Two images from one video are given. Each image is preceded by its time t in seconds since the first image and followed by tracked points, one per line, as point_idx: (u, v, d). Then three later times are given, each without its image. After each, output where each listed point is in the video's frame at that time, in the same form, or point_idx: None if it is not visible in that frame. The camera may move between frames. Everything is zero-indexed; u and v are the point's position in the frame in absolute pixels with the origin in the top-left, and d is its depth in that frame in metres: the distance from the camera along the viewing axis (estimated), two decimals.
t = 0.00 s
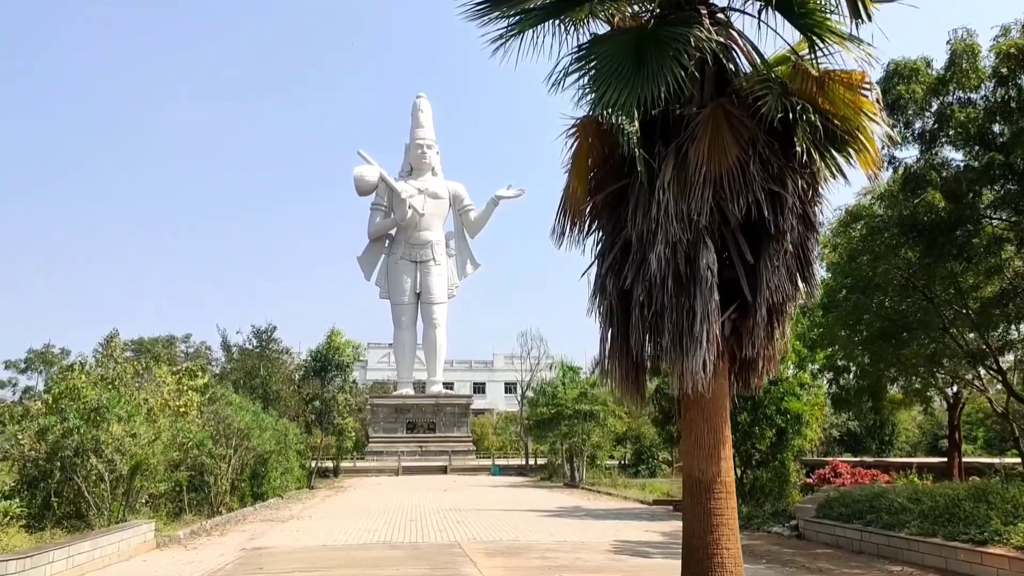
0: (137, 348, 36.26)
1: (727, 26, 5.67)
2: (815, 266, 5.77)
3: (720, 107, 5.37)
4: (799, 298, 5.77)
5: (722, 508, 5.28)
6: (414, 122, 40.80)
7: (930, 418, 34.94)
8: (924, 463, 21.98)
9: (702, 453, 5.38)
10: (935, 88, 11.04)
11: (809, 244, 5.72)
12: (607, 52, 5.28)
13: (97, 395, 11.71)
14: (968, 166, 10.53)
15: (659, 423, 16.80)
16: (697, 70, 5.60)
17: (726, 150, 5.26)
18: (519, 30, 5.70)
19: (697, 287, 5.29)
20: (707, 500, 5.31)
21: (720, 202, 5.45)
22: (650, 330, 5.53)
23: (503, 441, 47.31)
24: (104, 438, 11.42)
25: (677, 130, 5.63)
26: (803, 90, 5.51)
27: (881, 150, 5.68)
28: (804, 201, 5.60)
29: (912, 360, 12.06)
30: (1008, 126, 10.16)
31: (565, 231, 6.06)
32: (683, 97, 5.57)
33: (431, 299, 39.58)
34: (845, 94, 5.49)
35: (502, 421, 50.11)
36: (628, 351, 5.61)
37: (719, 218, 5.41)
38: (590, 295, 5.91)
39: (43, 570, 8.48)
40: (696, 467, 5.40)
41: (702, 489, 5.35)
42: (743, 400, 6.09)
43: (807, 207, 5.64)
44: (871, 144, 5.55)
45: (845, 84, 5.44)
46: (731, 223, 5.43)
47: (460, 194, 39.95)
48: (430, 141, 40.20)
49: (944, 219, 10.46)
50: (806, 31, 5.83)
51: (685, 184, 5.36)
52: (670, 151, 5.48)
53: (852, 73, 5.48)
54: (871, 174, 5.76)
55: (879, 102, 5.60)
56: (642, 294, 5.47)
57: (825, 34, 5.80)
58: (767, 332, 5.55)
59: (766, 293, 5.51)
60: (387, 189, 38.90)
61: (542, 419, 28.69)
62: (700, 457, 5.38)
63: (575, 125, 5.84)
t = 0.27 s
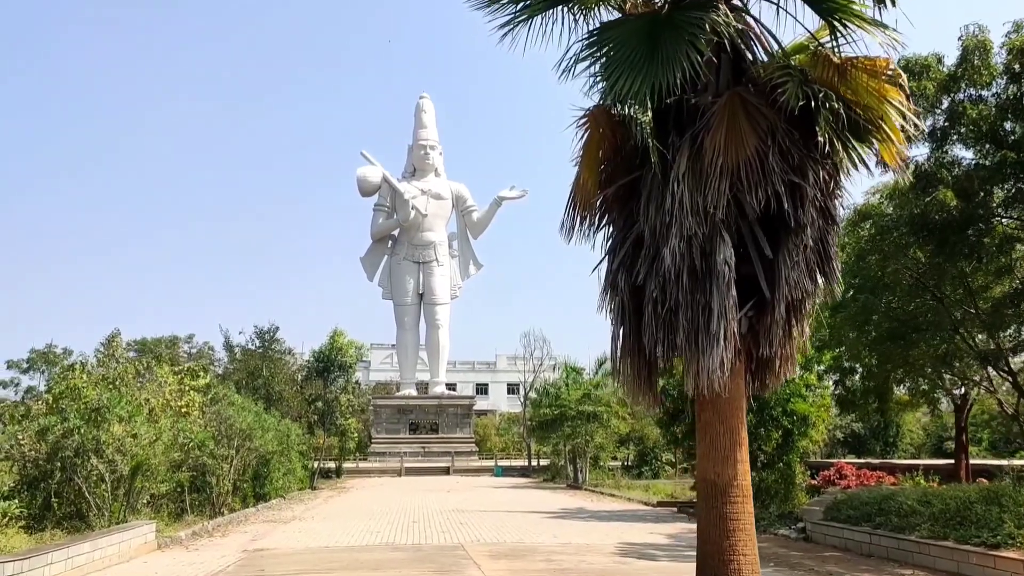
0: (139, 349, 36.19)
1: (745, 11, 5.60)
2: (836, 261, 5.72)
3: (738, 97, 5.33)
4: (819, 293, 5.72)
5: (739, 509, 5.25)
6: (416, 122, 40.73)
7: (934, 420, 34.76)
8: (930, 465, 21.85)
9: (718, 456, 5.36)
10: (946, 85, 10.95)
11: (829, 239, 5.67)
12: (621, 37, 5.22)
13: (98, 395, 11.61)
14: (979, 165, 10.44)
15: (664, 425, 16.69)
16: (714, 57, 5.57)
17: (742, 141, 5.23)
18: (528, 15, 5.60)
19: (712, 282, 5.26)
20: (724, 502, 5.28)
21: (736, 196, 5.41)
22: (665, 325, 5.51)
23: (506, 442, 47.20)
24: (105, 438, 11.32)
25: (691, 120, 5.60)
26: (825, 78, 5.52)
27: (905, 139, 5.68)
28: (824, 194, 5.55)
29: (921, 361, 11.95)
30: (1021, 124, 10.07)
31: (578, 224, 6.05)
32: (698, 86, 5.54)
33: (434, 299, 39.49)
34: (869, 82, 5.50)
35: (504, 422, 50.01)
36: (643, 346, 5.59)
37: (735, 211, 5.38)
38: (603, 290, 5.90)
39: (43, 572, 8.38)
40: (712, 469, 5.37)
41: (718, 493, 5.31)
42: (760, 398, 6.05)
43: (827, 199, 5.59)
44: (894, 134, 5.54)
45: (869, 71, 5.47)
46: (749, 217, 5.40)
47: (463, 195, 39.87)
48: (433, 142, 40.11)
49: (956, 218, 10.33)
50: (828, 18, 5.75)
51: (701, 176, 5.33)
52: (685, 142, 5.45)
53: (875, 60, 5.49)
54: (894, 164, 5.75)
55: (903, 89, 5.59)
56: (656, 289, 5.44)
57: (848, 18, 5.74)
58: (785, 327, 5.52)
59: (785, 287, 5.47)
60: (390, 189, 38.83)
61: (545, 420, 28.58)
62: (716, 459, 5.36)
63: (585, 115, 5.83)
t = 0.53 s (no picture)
0: (141, 348, 36.07)
1: None
2: (863, 249, 5.66)
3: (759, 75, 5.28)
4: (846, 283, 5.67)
5: (764, 507, 5.22)
6: (419, 121, 40.61)
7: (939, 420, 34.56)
8: (936, 465, 21.67)
9: (741, 453, 5.32)
10: (958, 79, 10.80)
11: (856, 227, 5.62)
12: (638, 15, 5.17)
13: (97, 393, 11.47)
14: (991, 161, 10.29)
15: (670, 424, 16.54)
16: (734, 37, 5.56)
17: (765, 123, 5.19)
18: None
19: (735, 268, 5.22)
20: (748, 501, 5.25)
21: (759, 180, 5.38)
22: (684, 316, 5.48)
23: (508, 442, 47.07)
24: (105, 437, 11.18)
25: (711, 101, 5.57)
26: (851, 58, 5.42)
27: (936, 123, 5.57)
28: (850, 179, 5.51)
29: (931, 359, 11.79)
30: None
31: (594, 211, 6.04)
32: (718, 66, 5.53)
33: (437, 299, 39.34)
34: (897, 61, 5.39)
35: (507, 422, 49.87)
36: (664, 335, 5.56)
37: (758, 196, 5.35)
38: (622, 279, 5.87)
39: (40, 572, 8.22)
40: (734, 467, 5.34)
41: (742, 491, 5.29)
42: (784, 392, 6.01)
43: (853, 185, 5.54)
44: (925, 117, 5.48)
45: (899, 50, 5.35)
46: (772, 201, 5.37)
47: (465, 194, 39.73)
48: (435, 141, 39.97)
49: (969, 213, 10.15)
50: None
51: (722, 160, 5.29)
52: (705, 124, 5.41)
53: (905, 39, 5.38)
54: (923, 148, 5.64)
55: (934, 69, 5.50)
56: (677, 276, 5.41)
57: None
58: (811, 315, 5.47)
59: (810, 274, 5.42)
60: (392, 188, 38.74)
61: (548, 420, 28.43)
62: (739, 457, 5.33)
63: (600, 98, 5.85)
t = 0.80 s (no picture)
0: (144, 351, 35.91)
1: None
2: (891, 246, 5.68)
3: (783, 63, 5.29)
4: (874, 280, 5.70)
5: (789, 514, 5.30)
6: (422, 123, 40.47)
7: (945, 422, 34.26)
8: (945, 468, 21.41)
9: (766, 461, 5.39)
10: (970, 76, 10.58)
11: (884, 223, 5.65)
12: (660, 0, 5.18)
13: (95, 396, 11.29)
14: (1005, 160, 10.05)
15: (676, 427, 16.33)
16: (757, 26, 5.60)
17: (791, 113, 5.20)
18: None
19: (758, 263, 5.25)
20: (772, 510, 5.32)
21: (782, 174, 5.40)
22: (708, 313, 5.51)
23: (512, 444, 46.87)
24: (103, 441, 11.01)
25: (732, 91, 5.60)
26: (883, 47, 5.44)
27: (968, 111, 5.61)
28: (878, 174, 5.51)
29: (942, 360, 11.58)
30: None
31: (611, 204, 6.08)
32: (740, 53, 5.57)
33: (440, 301, 39.17)
34: (931, 48, 5.44)
35: (511, 424, 49.66)
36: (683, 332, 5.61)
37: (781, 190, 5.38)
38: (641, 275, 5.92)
39: None
40: (759, 474, 5.41)
41: (766, 501, 5.35)
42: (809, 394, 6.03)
43: (881, 180, 5.56)
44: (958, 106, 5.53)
45: (931, 36, 5.40)
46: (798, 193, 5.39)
47: (469, 196, 39.57)
48: (439, 142, 39.80)
49: (982, 213, 9.91)
50: None
51: (745, 152, 5.31)
52: (727, 114, 5.44)
53: (937, 25, 5.44)
54: (957, 138, 5.68)
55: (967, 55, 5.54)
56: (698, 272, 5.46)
57: None
58: (837, 312, 5.50)
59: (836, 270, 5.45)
60: (396, 190, 38.60)
61: (552, 423, 28.20)
62: (764, 464, 5.39)
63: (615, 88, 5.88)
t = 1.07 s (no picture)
0: (145, 351, 35.81)
1: None
2: (916, 234, 5.60)
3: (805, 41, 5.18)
4: (899, 269, 5.61)
5: (810, 514, 5.20)
6: (424, 124, 40.35)
7: (950, 424, 34.07)
8: (951, 470, 21.24)
9: (785, 460, 5.28)
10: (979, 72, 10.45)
11: (909, 209, 5.56)
12: None
13: (93, 395, 11.16)
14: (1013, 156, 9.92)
15: (680, 428, 16.20)
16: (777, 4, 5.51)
17: (813, 93, 5.09)
18: None
19: (777, 251, 5.17)
20: (791, 511, 5.21)
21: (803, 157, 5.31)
22: (725, 301, 5.42)
23: (514, 446, 46.73)
24: (101, 441, 10.87)
25: (750, 72, 5.51)
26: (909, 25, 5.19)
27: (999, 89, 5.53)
28: (902, 157, 5.42)
29: (950, 360, 11.42)
30: None
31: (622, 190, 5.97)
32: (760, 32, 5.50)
33: (442, 302, 39.04)
34: (958, 26, 5.16)
35: (513, 426, 49.52)
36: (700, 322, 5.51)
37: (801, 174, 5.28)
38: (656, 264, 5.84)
39: None
40: (777, 474, 5.30)
41: (785, 501, 5.24)
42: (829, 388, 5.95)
43: (905, 164, 5.48)
44: (991, 83, 5.44)
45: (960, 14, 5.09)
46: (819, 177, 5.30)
47: (471, 196, 39.44)
48: (441, 143, 39.67)
49: (993, 210, 9.75)
50: None
51: (764, 134, 5.22)
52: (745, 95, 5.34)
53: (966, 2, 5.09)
54: (987, 119, 5.59)
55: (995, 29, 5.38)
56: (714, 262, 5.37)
57: None
58: (861, 302, 5.41)
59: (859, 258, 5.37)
60: (397, 191, 38.49)
61: (554, 424, 28.04)
62: (783, 464, 5.28)
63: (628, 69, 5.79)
